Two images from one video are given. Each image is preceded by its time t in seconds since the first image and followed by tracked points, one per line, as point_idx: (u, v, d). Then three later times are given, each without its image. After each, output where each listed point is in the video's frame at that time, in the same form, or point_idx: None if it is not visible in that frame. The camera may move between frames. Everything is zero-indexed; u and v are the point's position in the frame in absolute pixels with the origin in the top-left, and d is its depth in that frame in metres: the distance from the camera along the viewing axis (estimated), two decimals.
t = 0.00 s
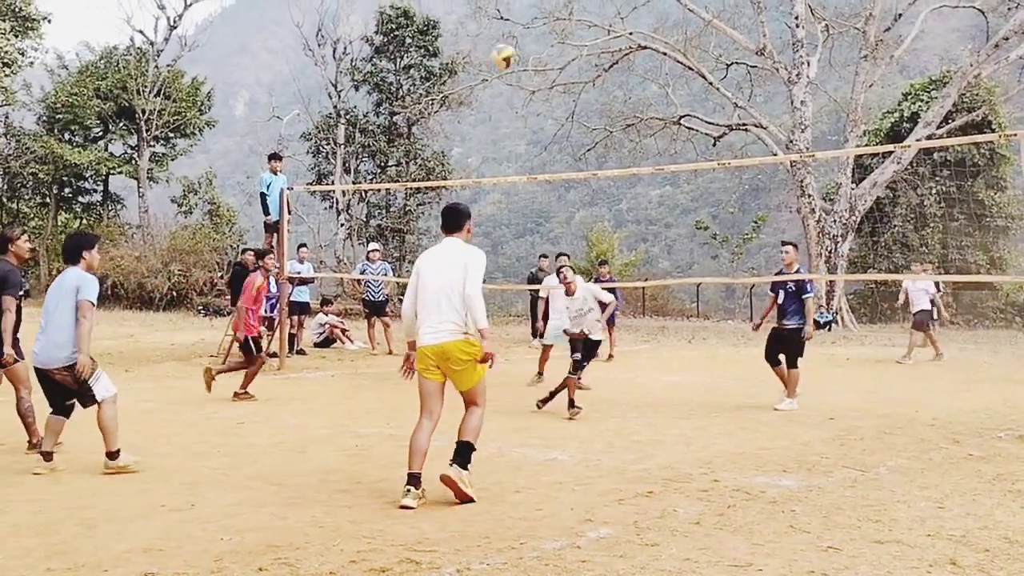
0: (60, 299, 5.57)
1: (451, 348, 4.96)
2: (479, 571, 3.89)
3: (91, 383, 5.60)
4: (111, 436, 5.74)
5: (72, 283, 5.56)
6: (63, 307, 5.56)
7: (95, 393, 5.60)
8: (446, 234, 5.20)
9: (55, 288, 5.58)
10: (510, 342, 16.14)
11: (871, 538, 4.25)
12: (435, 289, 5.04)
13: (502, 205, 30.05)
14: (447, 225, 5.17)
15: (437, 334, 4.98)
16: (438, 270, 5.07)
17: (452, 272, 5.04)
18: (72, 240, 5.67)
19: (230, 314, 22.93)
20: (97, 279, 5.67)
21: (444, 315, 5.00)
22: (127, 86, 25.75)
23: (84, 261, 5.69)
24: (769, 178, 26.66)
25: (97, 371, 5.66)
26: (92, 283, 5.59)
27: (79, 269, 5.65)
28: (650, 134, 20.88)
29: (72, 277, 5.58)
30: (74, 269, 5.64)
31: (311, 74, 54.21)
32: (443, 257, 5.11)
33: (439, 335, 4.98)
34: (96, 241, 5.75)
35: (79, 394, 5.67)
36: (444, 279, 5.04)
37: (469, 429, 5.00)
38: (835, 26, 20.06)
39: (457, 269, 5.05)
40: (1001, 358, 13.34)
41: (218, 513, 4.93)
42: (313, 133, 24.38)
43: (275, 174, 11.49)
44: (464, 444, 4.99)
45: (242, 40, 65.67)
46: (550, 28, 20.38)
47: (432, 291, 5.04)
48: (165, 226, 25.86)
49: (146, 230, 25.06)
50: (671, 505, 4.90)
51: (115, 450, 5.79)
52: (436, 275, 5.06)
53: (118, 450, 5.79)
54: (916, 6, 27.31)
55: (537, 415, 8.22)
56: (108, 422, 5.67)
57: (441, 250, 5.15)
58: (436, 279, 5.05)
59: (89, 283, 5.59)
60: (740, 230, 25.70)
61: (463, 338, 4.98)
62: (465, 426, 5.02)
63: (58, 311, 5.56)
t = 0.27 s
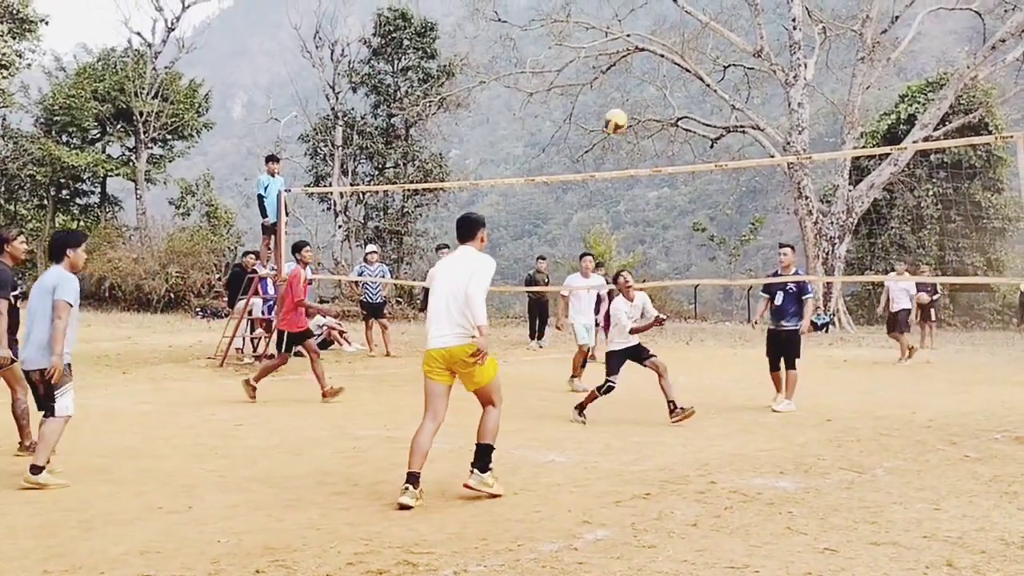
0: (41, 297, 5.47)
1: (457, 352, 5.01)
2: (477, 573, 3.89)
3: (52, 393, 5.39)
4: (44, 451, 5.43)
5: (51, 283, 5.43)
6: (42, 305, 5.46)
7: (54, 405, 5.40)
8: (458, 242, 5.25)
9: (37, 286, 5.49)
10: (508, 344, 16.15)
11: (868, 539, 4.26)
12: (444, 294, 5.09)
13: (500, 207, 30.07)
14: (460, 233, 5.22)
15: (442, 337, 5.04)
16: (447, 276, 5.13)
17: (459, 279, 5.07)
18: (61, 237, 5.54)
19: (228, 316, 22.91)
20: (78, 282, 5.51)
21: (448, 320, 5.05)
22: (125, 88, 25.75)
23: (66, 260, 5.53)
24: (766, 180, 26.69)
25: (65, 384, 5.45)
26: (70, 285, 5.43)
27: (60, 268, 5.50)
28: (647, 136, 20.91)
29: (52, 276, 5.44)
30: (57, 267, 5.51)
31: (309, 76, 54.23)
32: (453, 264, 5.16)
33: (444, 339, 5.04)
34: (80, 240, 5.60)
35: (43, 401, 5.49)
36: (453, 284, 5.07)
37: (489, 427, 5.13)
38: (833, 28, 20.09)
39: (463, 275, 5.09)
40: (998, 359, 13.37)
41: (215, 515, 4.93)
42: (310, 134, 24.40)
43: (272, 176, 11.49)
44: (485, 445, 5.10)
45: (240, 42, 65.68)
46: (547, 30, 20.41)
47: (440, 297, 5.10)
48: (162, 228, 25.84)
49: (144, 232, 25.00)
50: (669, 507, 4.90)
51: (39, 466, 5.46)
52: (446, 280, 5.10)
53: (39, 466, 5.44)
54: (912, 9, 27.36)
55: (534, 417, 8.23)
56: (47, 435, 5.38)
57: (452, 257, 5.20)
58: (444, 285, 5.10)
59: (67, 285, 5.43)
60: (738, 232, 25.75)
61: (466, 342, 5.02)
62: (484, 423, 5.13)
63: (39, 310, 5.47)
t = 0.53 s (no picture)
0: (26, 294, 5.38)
1: (483, 355, 5.11)
2: (474, 573, 3.89)
3: (34, 394, 5.32)
4: (36, 455, 5.41)
5: (36, 280, 5.33)
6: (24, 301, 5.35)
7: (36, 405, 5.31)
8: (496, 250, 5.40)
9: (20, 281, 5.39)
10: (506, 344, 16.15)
11: (865, 539, 4.26)
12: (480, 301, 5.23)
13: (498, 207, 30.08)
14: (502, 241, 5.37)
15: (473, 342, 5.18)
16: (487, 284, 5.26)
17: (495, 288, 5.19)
18: (51, 235, 5.47)
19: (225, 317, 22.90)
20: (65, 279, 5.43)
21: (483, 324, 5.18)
22: (122, 89, 25.73)
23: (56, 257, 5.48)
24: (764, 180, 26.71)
25: (46, 385, 5.37)
26: (56, 283, 5.33)
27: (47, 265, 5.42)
28: (645, 136, 20.92)
29: (37, 273, 5.35)
30: (43, 264, 5.41)
31: (306, 77, 54.26)
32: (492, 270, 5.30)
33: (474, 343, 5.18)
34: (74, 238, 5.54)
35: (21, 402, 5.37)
36: (485, 291, 5.21)
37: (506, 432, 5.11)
38: (831, 29, 20.09)
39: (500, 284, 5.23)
40: (995, 359, 13.39)
41: (213, 516, 4.93)
42: (309, 135, 24.44)
43: (270, 177, 11.48)
44: (490, 451, 5.08)
45: (238, 43, 65.67)
46: (545, 31, 20.44)
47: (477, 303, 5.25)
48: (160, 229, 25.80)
49: (141, 233, 24.97)
50: (666, 507, 4.90)
51: (35, 470, 5.46)
52: (480, 287, 5.25)
53: (35, 471, 5.44)
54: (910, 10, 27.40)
55: (532, 417, 8.25)
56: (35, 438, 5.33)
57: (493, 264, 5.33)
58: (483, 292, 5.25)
59: (53, 283, 5.34)
60: (736, 232, 25.77)
61: (497, 349, 5.13)
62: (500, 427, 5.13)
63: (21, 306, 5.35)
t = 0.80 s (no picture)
0: (11, 292, 5.29)
1: (524, 356, 5.47)
2: (473, 573, 3.89)
3: (22, 396, 5.24)
4: (32, 457, 5.41)
5: (23, 278, 5.26)
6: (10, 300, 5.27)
7: (25, 407, 5.25)
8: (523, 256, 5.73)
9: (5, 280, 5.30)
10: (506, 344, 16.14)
11: (864, 538, 4.26)
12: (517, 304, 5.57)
13: (497, 207, 30.06)
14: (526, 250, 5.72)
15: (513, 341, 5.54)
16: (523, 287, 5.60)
17: (532, 293, 5.56)
18: (35, 232, 5.42)
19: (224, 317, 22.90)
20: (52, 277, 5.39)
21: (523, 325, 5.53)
22: (121, 90, 25.72)
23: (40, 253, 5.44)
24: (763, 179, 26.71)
25: (35, 386, 5.31)
26: (43, 281, 5.28)
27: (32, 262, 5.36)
28: (643, 136, 20.92)
29: (24, 271, 5.28)
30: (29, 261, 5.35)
31: (304, 77, 54.24)
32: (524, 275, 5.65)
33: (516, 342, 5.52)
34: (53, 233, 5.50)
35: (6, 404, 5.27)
36: (519, 297, 5.56)
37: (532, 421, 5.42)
38: (829, 28, 20.09)
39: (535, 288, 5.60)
40: (995, 357, 13.39)
41: (212, 516, 4.93)
42: (307, 136, 24.47)
43: (268, 177, 11.48)
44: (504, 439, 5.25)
45: (236, 43, 65.67)
46: (543, 30, 20.43)
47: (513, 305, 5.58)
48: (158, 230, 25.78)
49: (140, 233, 24.94)
50: (665, 506, 4.90)
51: (33, 472, 5.46)
52: (515, 293, 5.58)
53: (32, 472, 5.45)
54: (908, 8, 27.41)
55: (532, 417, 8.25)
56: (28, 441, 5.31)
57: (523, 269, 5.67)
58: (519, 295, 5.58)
59: (41, 281, 5.28)
60: (735, 231, 25.77)
61: (537, 349, 5.47)
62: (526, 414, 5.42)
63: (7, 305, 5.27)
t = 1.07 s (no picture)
0: None
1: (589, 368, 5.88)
2: (472, 573, 3.89)
3: (15, 397, 5.31)
4: (28, 457, 5.44)
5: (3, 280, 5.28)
6: None
7: (18, 408, 5.32)
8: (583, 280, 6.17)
9: None
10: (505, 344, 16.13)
11: (864, 537, 4.26)
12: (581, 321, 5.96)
13: (496, 207, 30.04)
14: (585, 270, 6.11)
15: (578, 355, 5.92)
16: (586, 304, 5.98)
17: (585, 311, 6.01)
18: (12, 231, 5.39)
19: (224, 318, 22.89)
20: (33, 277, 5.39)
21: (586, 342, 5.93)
22: (120, 91, 25.73)
23: (19, 254, 5.42)
24: (762, 179, 26.71)
25: (25, 386, 5.37)
26: (23, 281, 5.29)
27: (13, 263, 5.36)
28: (643, 136, 20.92)
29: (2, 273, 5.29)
30: (9, 263, 5.36)
31: (303, 77, 54.23)
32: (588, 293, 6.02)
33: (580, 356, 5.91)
34: (31, 231, 5.47)
35: None
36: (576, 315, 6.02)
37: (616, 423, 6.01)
38: (827, 27, 20.09)
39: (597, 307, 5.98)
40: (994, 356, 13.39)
41: (212, 517, 4.93)
42: (306, 136, 24.47)
43: (267, 177, 11.47)
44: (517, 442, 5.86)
45: (235, 44, 65.60)
46: (542, 30, 20.43)
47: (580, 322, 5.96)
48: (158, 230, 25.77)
49: (140, 234, 24.94)
50: (665, 505, 4.90)
51: (32, 473, 5.48)
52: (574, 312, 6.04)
53: (31, 473, 5.46)
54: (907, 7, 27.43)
55: (532, 416, 8.25)
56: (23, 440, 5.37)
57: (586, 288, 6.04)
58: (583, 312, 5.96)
59: (21, 282, 5.30)
60: (734, 231, 25.77)
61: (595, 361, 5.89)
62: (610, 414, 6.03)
63: None
